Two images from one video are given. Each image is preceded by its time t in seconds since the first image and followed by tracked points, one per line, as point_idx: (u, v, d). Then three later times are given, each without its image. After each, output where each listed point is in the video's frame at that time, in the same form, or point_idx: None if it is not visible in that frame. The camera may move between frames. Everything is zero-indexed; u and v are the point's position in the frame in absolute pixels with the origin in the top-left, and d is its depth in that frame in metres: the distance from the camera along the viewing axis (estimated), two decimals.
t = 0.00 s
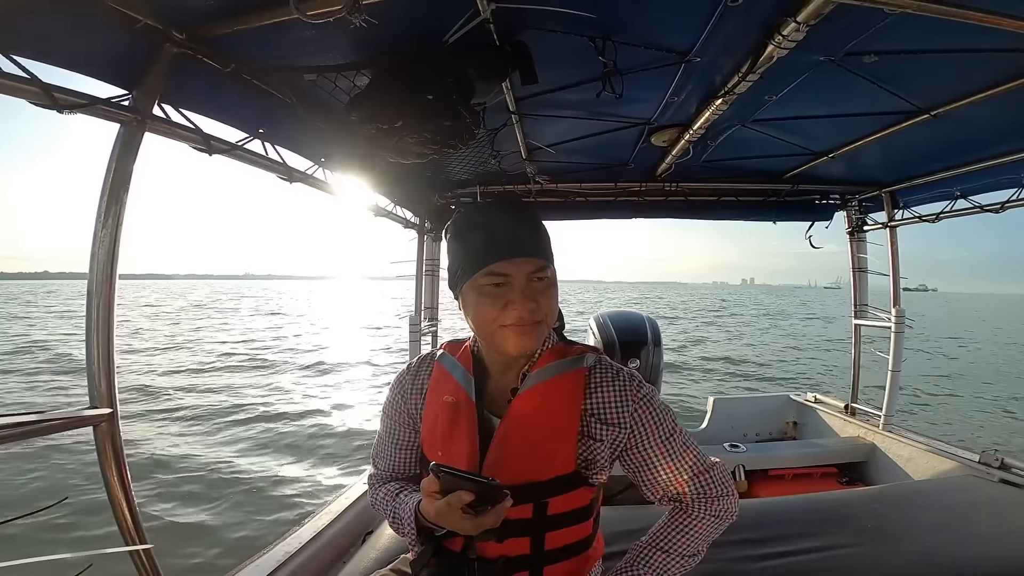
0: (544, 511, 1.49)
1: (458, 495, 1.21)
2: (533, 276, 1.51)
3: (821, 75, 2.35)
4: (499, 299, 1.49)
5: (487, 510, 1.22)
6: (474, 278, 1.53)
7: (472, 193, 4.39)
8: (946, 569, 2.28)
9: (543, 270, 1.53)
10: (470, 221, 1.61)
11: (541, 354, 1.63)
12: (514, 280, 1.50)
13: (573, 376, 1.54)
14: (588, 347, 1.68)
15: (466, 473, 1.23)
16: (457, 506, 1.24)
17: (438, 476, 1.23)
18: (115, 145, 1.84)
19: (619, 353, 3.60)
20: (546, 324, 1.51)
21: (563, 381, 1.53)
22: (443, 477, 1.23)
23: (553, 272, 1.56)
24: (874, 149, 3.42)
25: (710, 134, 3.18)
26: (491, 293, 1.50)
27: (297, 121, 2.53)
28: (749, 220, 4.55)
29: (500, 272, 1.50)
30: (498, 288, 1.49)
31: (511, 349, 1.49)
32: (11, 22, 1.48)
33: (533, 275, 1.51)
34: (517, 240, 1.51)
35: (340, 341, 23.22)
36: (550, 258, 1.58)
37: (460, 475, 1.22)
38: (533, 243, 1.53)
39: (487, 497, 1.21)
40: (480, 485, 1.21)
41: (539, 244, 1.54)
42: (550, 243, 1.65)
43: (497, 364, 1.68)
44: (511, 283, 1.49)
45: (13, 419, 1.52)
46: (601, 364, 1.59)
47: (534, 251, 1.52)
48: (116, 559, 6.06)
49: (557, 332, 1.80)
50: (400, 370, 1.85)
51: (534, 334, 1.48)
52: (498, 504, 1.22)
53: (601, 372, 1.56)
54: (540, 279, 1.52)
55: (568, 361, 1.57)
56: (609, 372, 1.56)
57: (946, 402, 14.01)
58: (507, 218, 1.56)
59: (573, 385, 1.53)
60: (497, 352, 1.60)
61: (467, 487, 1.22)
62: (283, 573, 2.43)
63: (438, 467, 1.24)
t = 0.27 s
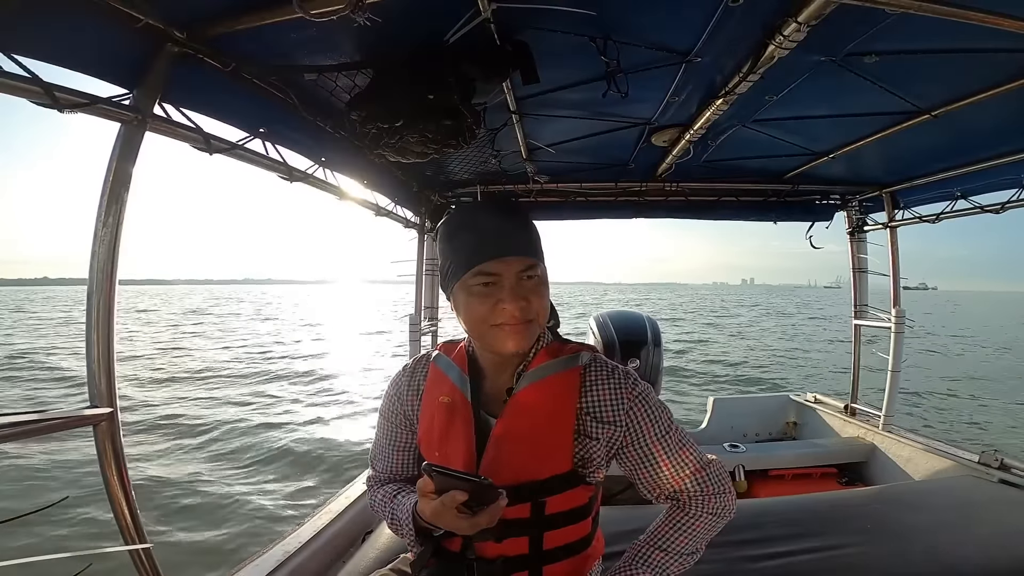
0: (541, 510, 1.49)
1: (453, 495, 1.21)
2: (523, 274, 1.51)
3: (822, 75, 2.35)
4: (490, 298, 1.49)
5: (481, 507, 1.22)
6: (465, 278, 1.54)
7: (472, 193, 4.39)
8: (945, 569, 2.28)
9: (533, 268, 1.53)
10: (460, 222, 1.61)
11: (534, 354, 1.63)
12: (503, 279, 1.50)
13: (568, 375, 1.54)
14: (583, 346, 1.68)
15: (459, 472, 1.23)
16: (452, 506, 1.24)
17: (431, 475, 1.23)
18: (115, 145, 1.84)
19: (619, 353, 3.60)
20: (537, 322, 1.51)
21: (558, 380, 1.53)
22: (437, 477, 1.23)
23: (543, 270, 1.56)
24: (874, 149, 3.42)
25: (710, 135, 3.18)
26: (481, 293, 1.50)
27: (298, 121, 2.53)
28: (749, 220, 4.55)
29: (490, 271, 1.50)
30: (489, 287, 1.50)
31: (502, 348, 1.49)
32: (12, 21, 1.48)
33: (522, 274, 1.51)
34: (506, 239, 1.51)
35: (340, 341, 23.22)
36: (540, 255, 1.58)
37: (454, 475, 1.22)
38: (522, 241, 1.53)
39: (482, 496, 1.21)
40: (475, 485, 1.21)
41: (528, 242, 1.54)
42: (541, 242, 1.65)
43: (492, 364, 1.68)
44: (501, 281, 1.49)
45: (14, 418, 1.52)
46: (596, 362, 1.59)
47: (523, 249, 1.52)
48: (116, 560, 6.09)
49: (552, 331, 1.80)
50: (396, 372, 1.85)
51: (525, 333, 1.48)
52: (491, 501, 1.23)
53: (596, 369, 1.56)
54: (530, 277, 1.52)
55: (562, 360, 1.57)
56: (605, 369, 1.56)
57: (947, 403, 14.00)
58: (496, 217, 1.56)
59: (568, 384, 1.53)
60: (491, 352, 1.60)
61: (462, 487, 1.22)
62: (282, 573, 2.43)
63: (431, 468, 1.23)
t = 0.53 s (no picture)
0: (541, 510, 1.49)
1: (452, 495, 1.21)
2: (520, 275, 1.51)
3: (822, 75, 2.35)
4: (488, 298, 1.49)
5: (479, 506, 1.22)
6: (463, 279, 1.53)
7: (472, 193, 4.39)
8: (946, 569, 2.28)
9: (531, 268, 1.53)
10: (458, 222, 1.61)
11: (534, 354, 1.63)
12: (501, 280, 1.50)
13: (567, 374, 1.54)
14: (582, 345, 1.68)
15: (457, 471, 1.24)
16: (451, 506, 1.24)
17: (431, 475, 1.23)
18: (116, 145, 1.84)
19: (619, 353, 3.60)
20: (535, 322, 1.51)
21: (557, 380, 1.53)
22: (436, 476, 1.23)
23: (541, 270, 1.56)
24: (874, 149, 3.42)
25: (710, 134, 3.18)
26: (479, 293, 1.50)
27: (298, 120, 2.53)
28: (749, 220, 4.55)
29: (487, 271, 1.50)
30: (486, 287, 1.50)
31: (500, 348, 1.49)
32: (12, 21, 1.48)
33: (520, 274, 1.51)
34: (504, 239, 1.51)
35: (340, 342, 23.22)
36: (538, 256, 1.58)
37: (454, 475, 1.21)
38: (520, 241, 1.53)
39: (481, 495, 1.21)
40: (475, 485, 1.21)
41: (526, 243, 1.54)
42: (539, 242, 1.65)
43: (491, 364, 1.68)
44: (498, 282, 1.49)
45: (14, 418, 1.52)
46: (595, 362, 1.59)
47: (521, 250, 1.52)
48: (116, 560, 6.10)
49: (551, 331, 1.80)
50: (396, 373, 1.85)
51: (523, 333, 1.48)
52: (489, 500, 1.22)
53: (595, 369, 1.56)
54: (527, 277, 1.51)
55: (562, 360, 1.57)
56: (604, 369, 1.56)
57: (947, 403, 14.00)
58: (493, 218, 1.56)
59: (567, 384, 1.53)
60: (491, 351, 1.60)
61: (461, 487, 1.22)
62: (283, 573, 2.43)
63: (430, 467, 1.23)
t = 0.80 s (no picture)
0: (542, 511, 1.48)
1: (453, 496, 1.21)
2: (523, 275, 1.51)
3: (821, 75, 2.35)
4: (490, 299, 1.49)
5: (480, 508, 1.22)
6: (466, 279, 1.53)
7: (472, 194, 4.39)
8: (946, 570, 2.28)
9: (533, 269, 1.53)
10: (460, 222, 1.61)
11: (535, 354, 1.63)
12: (503, 280, 1.50)
13: (569, 375, 1.54)
14: (584, 346, 1.68)
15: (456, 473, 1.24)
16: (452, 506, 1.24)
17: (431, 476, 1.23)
18: (115, 145, 1.84)
19: (619, 353, 3.60)
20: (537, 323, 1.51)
21: (559, 380, 1.53)
22: (437, 477, 1.23)
23: (544, 270, 1.56)
24: (874, 149, 3.42)
25: (710, 134, 3.18)
26: (481, 294, 1.50)
27: (297, 120, 2.53)
28: (749, 220, 4.55)
29: (490, 271, 1.50)
30: (489, 288, 1.50)
31: (503, 348, 1.49)
32: (11, 20, 1.48)
33: (523, 274, 1.51)
34: (507, 240, 1.51)
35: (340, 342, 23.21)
36: (541, 256, 1.57)
37: (454, 476, 1.21)
38: (523, 242, 1.53)
39: (482, 497, 1.21)
40: (475, 487, 1.21)
41: (529, 243, 1.54)
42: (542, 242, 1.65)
43: (492, 365, 1.68)
44: (501, 282, 1.49)
45: (13, 418, 1.52)
46: (597, 363, 1.59)
47: (524, 250, 1.52)
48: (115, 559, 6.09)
49: (552, 332, 1.80)
50: (397, 373, 1.85)
51: (525, 334, 1.48)
52: (489, 501, 1.22)
53: (597, 370, 1.57)
54: (530, 278, 1.52)
55: (563, 361, 1.57)
56: (605, 370, 1.56)
57: (947, 403, 13.99)
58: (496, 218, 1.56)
59: (568, 384, 1.53)
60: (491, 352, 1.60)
61: (462, 488, 1.22)
62: (282, 573, 2.42)
63: (431, 468, 1.23)
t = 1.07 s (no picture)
0: (542, 511, 1.48)
1: (452, 497, 1.21)
2: (525, 276, 1.51)
3: (821, 75, 2.35)
4: (493, 299, 1.49)
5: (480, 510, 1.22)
6: (469, 279, 1.53)
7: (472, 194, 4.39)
8: (946, 570, 2.28)
9: (536, 269, 1.53)
10: (464, 222, 1.61)
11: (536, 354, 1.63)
12: (505, 280, 1.50)
13: (570, 376, 1.54)
14: (585, 346, 1.68)
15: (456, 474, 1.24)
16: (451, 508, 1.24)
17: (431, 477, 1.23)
18: (115, 145, 1.84)
19: (619, 353, 3.59)
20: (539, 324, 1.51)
21: (560, 381, 1.53)
22: (436, 478, 1.24)
23: (547, 271, 1.56)
24: (873, 149, 3.42)
25: (710, 134, 3.18)
26: (483, 294, 1.50)
27: (296, 120, 2.53)
28: (749, 220, 4.55)
29: (492, 272, 1.50)
30: (491, 288, 1.50)
31: (505, 349, 1.49)
32: (10, 20, 1.48)
33: (525, 275, 1.51)
34: (510, 240, 1.51)
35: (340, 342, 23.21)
36: (544, 257, 1.57)
37: (454, 476, 1.22)
38: (525, 242, 1.53)
39: (481, 498, 1.21)
40: (475, 488, 1.21)
41: (532, 244, 1.54)
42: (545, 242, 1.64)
43: (494, 365, 1.68)
44: (503, 282, 1.49)
45: (12, 418, 1.52)
46: (598, 364, 1.59)
47: (526, 251, 1.52)
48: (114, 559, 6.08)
49: (554, 332, 1.80)
50: (398, 372, 1.85)
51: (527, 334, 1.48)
52: (489, 504, 1.22)
53: (598, 371, 1.57)
54: (532, 279, 1.51)
55: (564, 361, 1.57)
56: (607, 371, 1.56)
57: (947, 403, 13.99)
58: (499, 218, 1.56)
59: (570, 385, 1.53)
60: (493, 352, 1.60)
61: (461, 489, 1.22)
62: (283, 573, 2.42)
63: (430, 468, 1.24)
